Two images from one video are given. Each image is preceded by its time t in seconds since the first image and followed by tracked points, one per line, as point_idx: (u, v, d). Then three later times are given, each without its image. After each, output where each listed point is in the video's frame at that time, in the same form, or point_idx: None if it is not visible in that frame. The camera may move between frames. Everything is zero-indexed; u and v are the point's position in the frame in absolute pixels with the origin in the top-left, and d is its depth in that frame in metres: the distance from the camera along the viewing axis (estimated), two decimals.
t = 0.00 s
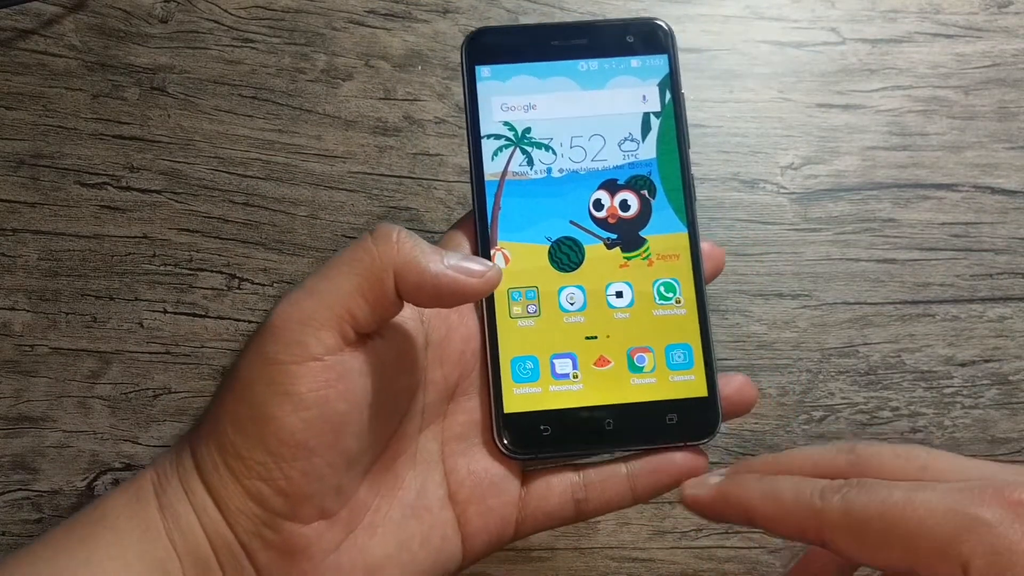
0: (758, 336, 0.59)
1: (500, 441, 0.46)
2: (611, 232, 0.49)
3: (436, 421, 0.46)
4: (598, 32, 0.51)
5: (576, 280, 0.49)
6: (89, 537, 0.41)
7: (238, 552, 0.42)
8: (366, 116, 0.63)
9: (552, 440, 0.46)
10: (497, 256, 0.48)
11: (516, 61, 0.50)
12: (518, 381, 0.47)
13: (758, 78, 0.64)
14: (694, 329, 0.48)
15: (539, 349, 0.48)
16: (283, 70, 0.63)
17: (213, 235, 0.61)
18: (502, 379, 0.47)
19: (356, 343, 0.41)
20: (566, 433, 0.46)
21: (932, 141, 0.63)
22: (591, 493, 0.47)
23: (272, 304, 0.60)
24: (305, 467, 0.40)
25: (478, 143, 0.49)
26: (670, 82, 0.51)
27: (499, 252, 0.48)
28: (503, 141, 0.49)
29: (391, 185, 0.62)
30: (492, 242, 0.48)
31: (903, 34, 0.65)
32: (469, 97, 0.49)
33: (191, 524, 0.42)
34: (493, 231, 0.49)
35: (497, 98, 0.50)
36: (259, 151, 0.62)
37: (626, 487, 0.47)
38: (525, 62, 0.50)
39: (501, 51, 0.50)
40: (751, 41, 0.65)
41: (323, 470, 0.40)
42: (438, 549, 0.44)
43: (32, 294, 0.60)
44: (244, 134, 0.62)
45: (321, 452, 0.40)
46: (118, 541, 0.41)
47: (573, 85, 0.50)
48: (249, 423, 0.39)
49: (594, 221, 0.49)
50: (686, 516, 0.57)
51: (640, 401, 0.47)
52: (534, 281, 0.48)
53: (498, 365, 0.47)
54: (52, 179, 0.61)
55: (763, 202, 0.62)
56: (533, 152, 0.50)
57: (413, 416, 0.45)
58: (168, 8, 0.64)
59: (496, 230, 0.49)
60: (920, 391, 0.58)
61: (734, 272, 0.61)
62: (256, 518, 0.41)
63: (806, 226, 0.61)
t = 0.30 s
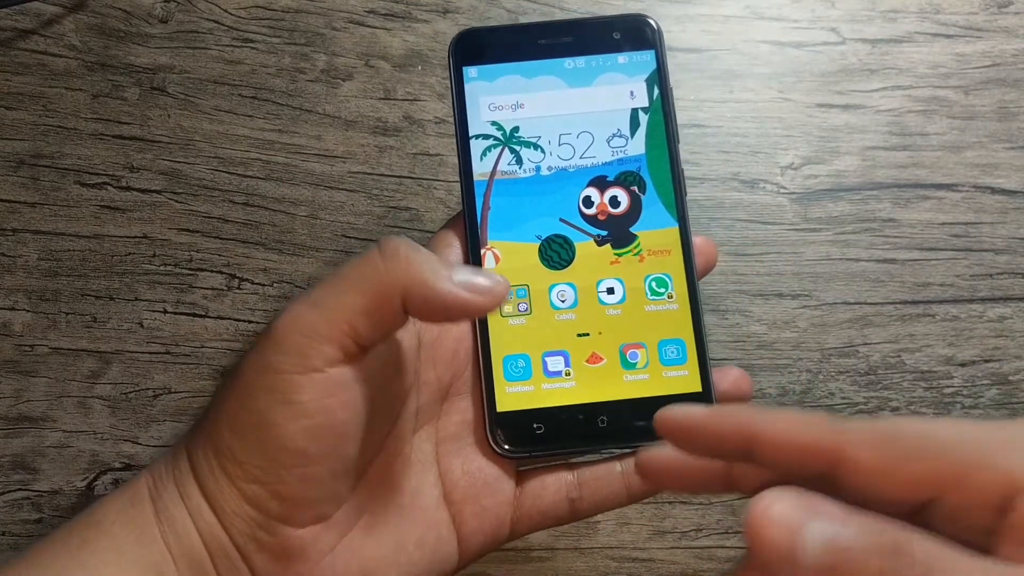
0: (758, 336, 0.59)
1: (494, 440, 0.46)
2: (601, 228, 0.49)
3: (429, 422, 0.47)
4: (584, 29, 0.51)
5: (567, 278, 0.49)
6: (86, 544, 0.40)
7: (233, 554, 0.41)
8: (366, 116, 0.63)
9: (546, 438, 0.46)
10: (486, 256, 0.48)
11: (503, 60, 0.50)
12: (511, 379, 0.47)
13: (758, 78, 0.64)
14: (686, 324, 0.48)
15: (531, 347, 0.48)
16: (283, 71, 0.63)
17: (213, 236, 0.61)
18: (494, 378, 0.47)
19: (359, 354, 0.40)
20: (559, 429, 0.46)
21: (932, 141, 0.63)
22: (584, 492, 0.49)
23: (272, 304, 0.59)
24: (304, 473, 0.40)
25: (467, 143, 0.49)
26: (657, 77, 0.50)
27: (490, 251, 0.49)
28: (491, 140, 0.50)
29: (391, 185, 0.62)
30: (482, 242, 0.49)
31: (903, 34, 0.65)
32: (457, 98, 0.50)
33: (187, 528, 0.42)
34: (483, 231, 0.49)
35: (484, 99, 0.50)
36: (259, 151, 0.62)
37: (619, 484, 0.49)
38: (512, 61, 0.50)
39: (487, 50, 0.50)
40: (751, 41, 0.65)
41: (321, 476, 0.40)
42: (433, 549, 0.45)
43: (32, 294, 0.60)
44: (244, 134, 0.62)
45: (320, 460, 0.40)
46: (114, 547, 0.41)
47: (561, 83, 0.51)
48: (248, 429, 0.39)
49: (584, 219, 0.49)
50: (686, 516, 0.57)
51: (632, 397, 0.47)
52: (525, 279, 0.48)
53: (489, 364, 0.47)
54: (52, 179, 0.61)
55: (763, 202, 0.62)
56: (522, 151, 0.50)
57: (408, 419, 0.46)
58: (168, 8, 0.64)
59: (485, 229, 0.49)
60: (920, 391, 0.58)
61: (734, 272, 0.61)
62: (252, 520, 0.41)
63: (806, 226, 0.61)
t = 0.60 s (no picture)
0: (758, 336, 0.59)
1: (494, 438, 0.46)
2: (594, 221, 0.50)
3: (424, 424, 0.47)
4: (567, 20, 0.50)
5: (560, 271, 0.49)
6: (72, 538, 0.41)
7: (219, 556, 0.41)
8: (366, 116, 0.63)
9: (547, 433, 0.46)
10: (479, 252, 0.49)
11: (486, 52, 0.50)
12: (509, 375, 0.47)
13: (758, 78, 0.64)
14: (681, 312, 0.48)
15: (528, 343, 0.48)
16: (283, 71, 0.63)
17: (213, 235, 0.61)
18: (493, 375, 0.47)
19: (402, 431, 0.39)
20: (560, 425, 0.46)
21: (932, 141, 0.63)
22: (577, 486, 0.47)
23: (272, 304, 0.59)
24: (312, 513, 0.39)
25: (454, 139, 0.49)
26: (643, 66, 0.50)
27: (481, 248, 0.49)
28: (478, 135, 0.50)
29: (391, 185, 0.62)
30: (473, 239, 0.49)
31: (903, 35, 0.65)
32: (442, 94, 0.49)
33: (172, 524, 0.41)
34: (474, 228, 0.49)
35: (470, 93, 0.50)
36: (259, 151, 0.62)
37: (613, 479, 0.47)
38: (494, 54, 0.50)
39: (470, 43, 0.50)
40: (750, 40, 0.65)
41: (329, 516, 0.39)
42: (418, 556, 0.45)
43: (32, 294, 0.60)
44: (244, 134, 0.62)
45: (332, 505, 0.39)
46: (99, 543, 0.40)
47: (546, 75, 0.50)
48: (270, 468, 0.37)
49: (576, 212, 0.50)
50: (686, 516, 0.57)
51: (631, 389, 0.47)
52: (519, 274, 0.49)
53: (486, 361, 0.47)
54: (52, 179, 0.61)
55: (763, 202, 0.62)
56: (509, 145, 0.50)
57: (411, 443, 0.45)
58: (168, 8, 0.64)
59: (476, 226, 0.49)
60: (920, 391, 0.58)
61: (734, 272, 0.61)
62: (239, 531, 0.40)
63: (806, 226, 0.61)
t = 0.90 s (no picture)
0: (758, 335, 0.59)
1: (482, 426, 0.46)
2: (581, 212, 0.50)
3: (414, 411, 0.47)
4: (556, 17, 0.50)
5: (547, 261, 0.49)
6: (67, 520, 0.40)
7: (213, 537, 0.41)
8: (366, 116, 0.63)
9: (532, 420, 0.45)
10: (467, 242, 0.49)
11: (475, 50, 0.50)
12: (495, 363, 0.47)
13: (758, 78, 0.64)
14: (667, 303, 0.48)
15: (514, 332, 0.48)
16: (283, 70, 0.63)
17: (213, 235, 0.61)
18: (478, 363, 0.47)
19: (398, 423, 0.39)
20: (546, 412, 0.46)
21: (932, 141, 0.63)
22: (559, 476, 0.47)
23: (272, 304, 0.59)
24: (306, 500, 0.39)
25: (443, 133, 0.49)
26: (632, 63, 0.50)
27: (469, 238, 0.49)
28: (468, 129, 0.50)
29: (391, 185, 0.62)
30: (461, 229, 0.49)
31: (903, 34, 0.65)
32: (432, 90, 0.50)
33: (166, 508, 0.40)
34: (462, 219, 0.49)
35: (459, 89, 0.50)
36: (259, 151, 0.62)
37: (595, 468, 0.47)
38: (483, 52, 0.50)
39: (459, 40, 0.50)
40: (751, 40, 0.65)
41: (324, 502, 0.40)
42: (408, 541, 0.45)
43: (32, 294, 0.60)
44: (244, 134, 0.62)
45: (326, 493, 0.39)
46: (95, 527, 0.40)
47: (536, 71, 0.50)
48: (265, 455, 0.37)
49: (563, 202, 0.50)
50: (686, 516, 0.57)
51: (617, 377, 0.46)
52: (506, 263, 0.49)
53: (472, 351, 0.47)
54: (52, 178, 0.61)
55: (763, 202, 0.62)
56: (498, 138, 0.50)
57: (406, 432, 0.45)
58: (168, 8, 0.64)
59: (465, 217, 0.49)
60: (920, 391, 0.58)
61: (734, 272, 0.61)
62: (234, 516, 0.40)
63: (806, 226, 0.61)
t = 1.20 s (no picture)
0: (758, 335, 0.59)
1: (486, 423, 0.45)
2: (592, 210, 0.50)
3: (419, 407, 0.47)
4: (572, 10, 0.50)
5: (557, 260, 0.49)
6: (72, 512, 0.40)
7: (218, 528, 0.42)
8: (366, 116, 0.63)
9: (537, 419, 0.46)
10: (477, 239, 0.49)
11: (490, 42, 0.50)
12: (502, 361, 0.47)
13: (758, 78, 0.64)
14: (678, 305, 0.48)
15: (522, 330, 0.48)
16: (283, 71, 0.63)
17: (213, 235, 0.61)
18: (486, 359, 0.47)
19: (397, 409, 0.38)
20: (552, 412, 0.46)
21: (932, 141, 0.63)
22: (562, 476, 0.47)
23: (272, 304, 0.59)
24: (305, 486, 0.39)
25: (456, 126, 0.49)
26: (647, 56, 0.50)
27: (479, 235, 0.49)
28: (481, 123, 0.50)
29: (391, 185, 0.62)
30: (472, 226, 0.49)
31: (903, 34, 0.65)
32: (445, 81, 0.50)
33: (171, 499, 0.41)
34: (473, 216, 0.49)
35: (472, 81, 0.50)
36: (259, 151, 0.62)
37: (598, 469, 0.47)
38: (499, 43, 0.50)
39: (475, 31, 0.50)
40: (751, 40, 0.65)
41: (324, 489, 0.40)
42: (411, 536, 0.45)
43: (32, 294, 0.60)
44: (244, 134, 0.62)
45: (325, 479, 0.39)
46: (99, 518, 0.40)
47: (550, 64, 0.50)
48: (264, 439, 0.38)
49: (574, 200, 0.50)
50: (686, 516, 0.57)
51: (624, 378, 0.47)
52: (516, 261, 0.49)
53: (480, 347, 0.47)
54: (52, 179, 0.61)
55: (763, 202, 0.62)
56: (511, 133, 0.50)
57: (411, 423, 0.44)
58: (169, 8, 0.64)
59: (476, 213, 0.49)
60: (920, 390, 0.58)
61: (734, 272, 0.61)
62: (237, 505, 0.41)
63: (805, 226, 0.61)
